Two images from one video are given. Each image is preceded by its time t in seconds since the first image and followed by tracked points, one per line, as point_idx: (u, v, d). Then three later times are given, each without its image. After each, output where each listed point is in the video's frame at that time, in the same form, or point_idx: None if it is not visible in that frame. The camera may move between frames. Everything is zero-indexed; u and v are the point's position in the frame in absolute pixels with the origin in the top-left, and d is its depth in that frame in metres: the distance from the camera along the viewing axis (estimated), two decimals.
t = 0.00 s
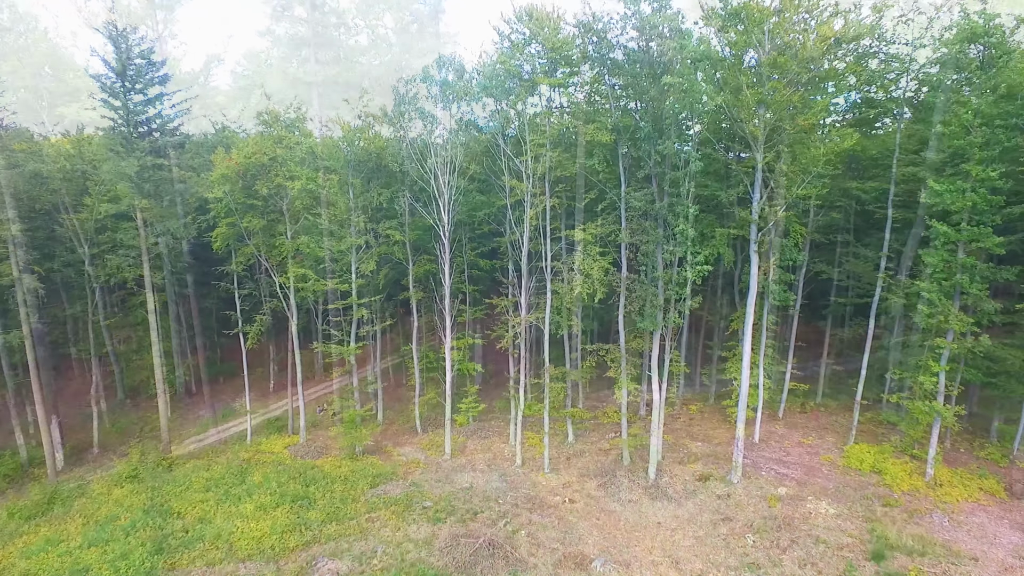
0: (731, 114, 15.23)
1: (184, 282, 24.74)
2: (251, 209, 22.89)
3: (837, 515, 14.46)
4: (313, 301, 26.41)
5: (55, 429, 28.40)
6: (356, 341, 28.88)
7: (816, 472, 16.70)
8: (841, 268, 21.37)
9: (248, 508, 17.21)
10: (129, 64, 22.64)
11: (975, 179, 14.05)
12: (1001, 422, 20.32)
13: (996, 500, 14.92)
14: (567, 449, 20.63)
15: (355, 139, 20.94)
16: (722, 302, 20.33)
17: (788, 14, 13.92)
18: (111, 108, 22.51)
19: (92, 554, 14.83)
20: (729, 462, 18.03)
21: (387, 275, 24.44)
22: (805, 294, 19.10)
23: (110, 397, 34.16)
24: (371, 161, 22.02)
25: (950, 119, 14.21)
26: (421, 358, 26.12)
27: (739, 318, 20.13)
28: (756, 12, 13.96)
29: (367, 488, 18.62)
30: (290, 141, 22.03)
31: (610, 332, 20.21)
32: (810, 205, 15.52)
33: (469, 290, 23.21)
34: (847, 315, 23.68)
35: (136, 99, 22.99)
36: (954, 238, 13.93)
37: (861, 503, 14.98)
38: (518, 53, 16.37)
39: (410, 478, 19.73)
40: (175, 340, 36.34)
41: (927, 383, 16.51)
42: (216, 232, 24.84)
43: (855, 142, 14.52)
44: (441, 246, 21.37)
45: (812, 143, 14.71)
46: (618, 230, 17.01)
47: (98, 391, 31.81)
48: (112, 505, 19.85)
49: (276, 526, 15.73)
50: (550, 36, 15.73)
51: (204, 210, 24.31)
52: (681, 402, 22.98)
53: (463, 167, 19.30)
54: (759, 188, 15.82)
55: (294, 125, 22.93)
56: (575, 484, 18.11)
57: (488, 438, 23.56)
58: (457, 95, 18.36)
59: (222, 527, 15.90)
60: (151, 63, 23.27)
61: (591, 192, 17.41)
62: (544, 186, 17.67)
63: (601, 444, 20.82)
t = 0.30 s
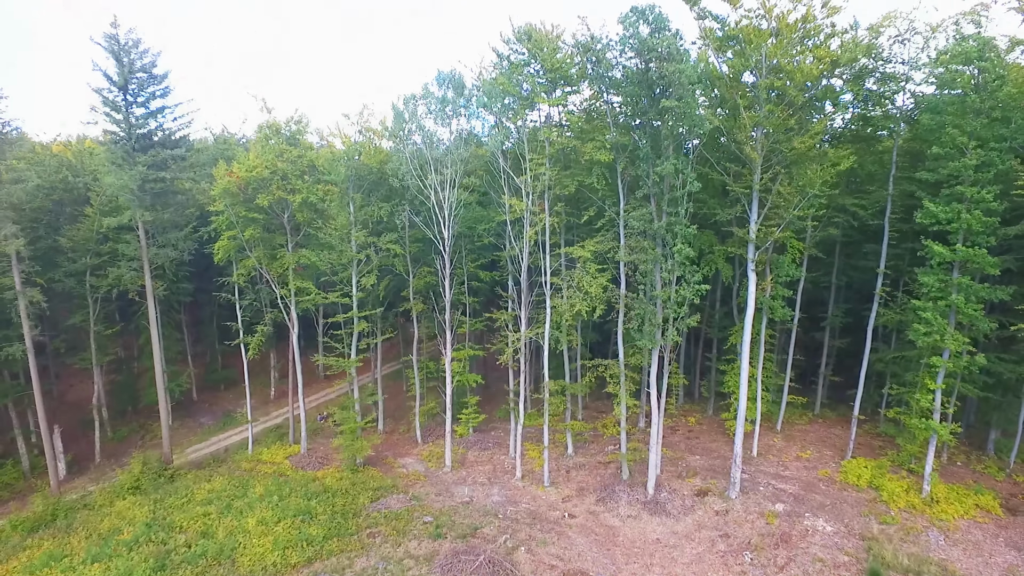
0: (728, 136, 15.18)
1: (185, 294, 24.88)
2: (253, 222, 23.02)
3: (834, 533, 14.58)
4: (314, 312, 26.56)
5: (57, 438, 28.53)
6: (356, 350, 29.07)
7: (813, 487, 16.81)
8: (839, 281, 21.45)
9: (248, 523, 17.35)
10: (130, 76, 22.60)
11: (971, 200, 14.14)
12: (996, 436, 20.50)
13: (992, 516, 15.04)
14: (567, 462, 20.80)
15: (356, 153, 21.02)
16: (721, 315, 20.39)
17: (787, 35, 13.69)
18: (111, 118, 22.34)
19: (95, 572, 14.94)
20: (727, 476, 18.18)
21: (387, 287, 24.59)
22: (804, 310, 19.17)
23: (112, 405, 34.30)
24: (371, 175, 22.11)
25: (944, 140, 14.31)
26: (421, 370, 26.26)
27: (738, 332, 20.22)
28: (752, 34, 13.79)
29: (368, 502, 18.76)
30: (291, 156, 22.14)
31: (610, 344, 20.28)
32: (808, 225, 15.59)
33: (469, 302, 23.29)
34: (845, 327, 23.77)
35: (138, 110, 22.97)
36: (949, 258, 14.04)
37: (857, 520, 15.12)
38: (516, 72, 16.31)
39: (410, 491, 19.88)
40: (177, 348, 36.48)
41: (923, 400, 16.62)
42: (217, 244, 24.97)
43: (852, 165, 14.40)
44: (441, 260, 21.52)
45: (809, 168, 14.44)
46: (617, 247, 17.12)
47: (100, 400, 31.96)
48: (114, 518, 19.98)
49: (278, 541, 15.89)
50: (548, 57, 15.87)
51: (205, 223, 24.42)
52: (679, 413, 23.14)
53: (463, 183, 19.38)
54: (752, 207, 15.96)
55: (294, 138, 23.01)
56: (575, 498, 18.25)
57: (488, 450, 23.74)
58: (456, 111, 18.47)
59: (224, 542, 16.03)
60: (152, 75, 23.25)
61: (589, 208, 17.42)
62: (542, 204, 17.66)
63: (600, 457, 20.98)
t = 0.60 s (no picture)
0: (725, 156, 15.26)
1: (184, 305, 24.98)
2: (253, 234, 23.11)
3: (829, 549, 14.72)
4: (313, 322, 26.67)
5: (58, 447, 28.65)
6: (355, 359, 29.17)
7: (810, 503, 16.92)
8: (835, 294, 21.58)
9: (252, 538, 17.45)
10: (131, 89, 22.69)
11: (965, 220, 14.26)
12: (991, 448, 20.67)
13: (988, 535, 15.17)
14: (565, 474, 20.94)
15: (355, 168, 21.12)
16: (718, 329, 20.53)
17: (783, 57, 13.73)
18: (113, 131, 22.42)
19: None
20: (724, 490, 18.32)
21: (387, 299, 24.69)
22: (801, 324, 19.28)
23: (112, 412, 34.41)
24: (370, 188, 22.22)
25: (939, 161, 14.45)
26: (420, 380, 26.40)
27: (735, 346, 20.37)
28: (747, 56, 13.86)
29: (368, 515, 18.88)
30: (290, 170, 22.22)
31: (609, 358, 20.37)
32: (803, 243, 15.70)
33: (468, 313, 23.42)
34: (841, 338, 23.91)
35: (140, 123, 23.05)
36: (944, 278, 14.19)
37: (853, 536, 15.26)
38: (513, 91, 16.38)
39: (410, 503, 20.02)
40: (177, 355, 36.59)
41: (919, 415, 16.77)
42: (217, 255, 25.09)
43: (847, 185, 14.52)
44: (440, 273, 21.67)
45: (805, 188, 14.55)
46: (615, 263, 17.23)
47: (101, 408, 32.07)
48: (115, 530, 20.09)
49: (278, 556, 16.01)
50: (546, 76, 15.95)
51: (206, 234, 24.53)
52: (677, 424, 23.29)
53: (462, 198, 19.49)
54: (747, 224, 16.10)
55: (294, 151, 23.11)
56: (573, 511, 18.39)
57: (487, 461, 23.88)
58: (455, 128, 18.59)
59: (226, 559, 16.09)
60: (153, 88, 23.34)
61: (587, 224, 17.53)
62: (541, 220, 17.78)
63: (599, 469, 21.12)
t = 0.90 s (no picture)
0: (722, 174, 15.30)
1: (183, 316, 25.06)
2: (253, 246, 23.20)
3: (825, 565, 14.80)
4: (312, 332, 26.72)
5: (58, 456, 28.70)
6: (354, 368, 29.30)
7: (806, 518, 17.00)
8: (832, 307, 21.66)
9: (251, 551, 17.52)
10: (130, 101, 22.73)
11: (959, 239, 14.35)
12: (987, 459, 20.75)
13: (983, 551, 15.26)
14: (563, 485, 21.01)
15: (354, 181, 21.21)
16: (715, 342, 20.58)
17: (778, 77, 13.78)
18: (113, 144, 22.48)
19: None
20: (721, 503, 18.39)
21: (386, 309, 24.79)
22: (798, 338, 19.36)
23: (112, 419, 34.46)
24: (369, 200, 22.26)
25: (933, 179, 14.51)
26: (419, 389, 26.47)
27: (732, 358, 20.44)
28: (743, 77, 13.91)
29: (367, 528, 18.96)
30: (289, 182, 22.30)
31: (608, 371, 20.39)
32: (799, 261, 15.78)
33: (466, 325, 23.50)
34: (838, 349, 23.98)
35: (139, 135, 23.09)
36: (938, 296, 14.27)
37: (849, 552, 15.34)
38: (510, 107, 16.40)
39: (408, 515, 20.08)
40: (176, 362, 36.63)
41: (915, 430, 16.85)
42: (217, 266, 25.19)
43: (842, 204, 14.59)
44: (439, 284, 21.74)
45: (801, 207, 14.59)
46: (612, 278, 17.30)
47: (100, 416, 32.13)
48: (114, 542, 20.15)
49: (277, 571, 16.08)
50: (543, 93, 15.98)
51: (205, 245, 24.62)
52: (675, 434, 23.37)
53: (460, 212, 19.56)
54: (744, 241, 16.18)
55: (293, 162, 23.14)
56: (571, 524, 18.46)
57: (485, 471, 23.96)
58: (453, 142, 18.60)
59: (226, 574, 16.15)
60: (152, 100, 23.38)
61: (584, 239, 17.59)
62: (539, 235, 17.83)
63: (597, 480, 21.19)
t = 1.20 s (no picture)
0: (718, 193, 15.33)
1: (183, 327, 25.11)
2: (252, 258, 23.24)
3: None
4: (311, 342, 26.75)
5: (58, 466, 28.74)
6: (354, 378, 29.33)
7: (804, 534, 17.04)
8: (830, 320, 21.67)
9: (249, 567, 17.57)
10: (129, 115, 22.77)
11: (955, 259, 14.37)
12: (985, 472, 20.80)
13: (979, 569, 15.31)
14: (562, 499, 21.04)
15: (353, 194, 21.22)
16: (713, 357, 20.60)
17: (775, 99, 13.80)
18: (112, 157, 22.54)
19: None
20: (720, 518, 18.43)
21: (385, 321, 24.82)
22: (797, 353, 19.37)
23: (112, 427, 34.51)
24: (367, 213, 22.29)
25: (930, 198, 14.56)
26: (418, 400, 26.53)
27: (730, 372, 20.47)
28: (740, 98, 13.89)
29: (365, 543, 19.00)
30: (288, 195, 22.32)
31: (607, 385, 20.43)
32: (797, 279, 15.80)
33: (465, 337, 23.52)
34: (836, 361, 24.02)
35: (139, 147, 23.15)
36: (935, 316, 14.33)
37: (846, 570, 15.39)
38: (508, 125, 16.40)
39: (407, 529, 20.12)
40: (176, 370, 36.69)
41: (912, 447, 16.89)
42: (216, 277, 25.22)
43: (839, 224, 14.63)
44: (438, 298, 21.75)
45: (798, 227, 14.64)
46: (611, 295, 17.32)
47: (100, 425, 32.18)
48: (114, 556, 20.20)
49: None
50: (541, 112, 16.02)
51: (205, 257, 24.66)
52: (673, 446, 23.42)
53: (459, 227, 19.60)
54: (741, 259, 16.19)
55: (292, 175, 23.18)
56: (570, 539, 18.49)
57: (484, 483, 24.00)
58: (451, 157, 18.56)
59: None
60: (152, 112, 23.43)
61: (583, 255, 17.61)
62: (537, 252, 17.84)
63: (595, 493, 21.23)
